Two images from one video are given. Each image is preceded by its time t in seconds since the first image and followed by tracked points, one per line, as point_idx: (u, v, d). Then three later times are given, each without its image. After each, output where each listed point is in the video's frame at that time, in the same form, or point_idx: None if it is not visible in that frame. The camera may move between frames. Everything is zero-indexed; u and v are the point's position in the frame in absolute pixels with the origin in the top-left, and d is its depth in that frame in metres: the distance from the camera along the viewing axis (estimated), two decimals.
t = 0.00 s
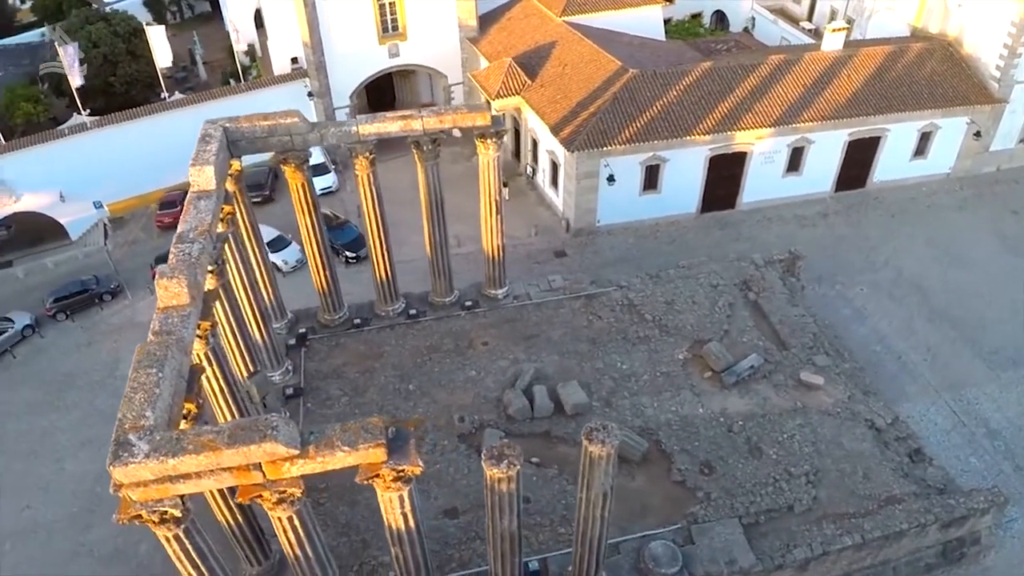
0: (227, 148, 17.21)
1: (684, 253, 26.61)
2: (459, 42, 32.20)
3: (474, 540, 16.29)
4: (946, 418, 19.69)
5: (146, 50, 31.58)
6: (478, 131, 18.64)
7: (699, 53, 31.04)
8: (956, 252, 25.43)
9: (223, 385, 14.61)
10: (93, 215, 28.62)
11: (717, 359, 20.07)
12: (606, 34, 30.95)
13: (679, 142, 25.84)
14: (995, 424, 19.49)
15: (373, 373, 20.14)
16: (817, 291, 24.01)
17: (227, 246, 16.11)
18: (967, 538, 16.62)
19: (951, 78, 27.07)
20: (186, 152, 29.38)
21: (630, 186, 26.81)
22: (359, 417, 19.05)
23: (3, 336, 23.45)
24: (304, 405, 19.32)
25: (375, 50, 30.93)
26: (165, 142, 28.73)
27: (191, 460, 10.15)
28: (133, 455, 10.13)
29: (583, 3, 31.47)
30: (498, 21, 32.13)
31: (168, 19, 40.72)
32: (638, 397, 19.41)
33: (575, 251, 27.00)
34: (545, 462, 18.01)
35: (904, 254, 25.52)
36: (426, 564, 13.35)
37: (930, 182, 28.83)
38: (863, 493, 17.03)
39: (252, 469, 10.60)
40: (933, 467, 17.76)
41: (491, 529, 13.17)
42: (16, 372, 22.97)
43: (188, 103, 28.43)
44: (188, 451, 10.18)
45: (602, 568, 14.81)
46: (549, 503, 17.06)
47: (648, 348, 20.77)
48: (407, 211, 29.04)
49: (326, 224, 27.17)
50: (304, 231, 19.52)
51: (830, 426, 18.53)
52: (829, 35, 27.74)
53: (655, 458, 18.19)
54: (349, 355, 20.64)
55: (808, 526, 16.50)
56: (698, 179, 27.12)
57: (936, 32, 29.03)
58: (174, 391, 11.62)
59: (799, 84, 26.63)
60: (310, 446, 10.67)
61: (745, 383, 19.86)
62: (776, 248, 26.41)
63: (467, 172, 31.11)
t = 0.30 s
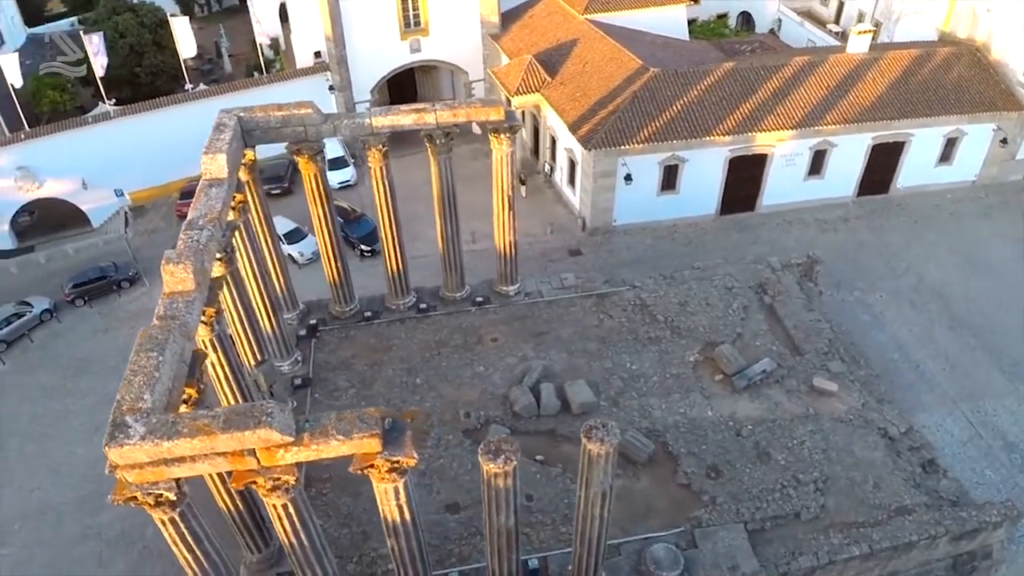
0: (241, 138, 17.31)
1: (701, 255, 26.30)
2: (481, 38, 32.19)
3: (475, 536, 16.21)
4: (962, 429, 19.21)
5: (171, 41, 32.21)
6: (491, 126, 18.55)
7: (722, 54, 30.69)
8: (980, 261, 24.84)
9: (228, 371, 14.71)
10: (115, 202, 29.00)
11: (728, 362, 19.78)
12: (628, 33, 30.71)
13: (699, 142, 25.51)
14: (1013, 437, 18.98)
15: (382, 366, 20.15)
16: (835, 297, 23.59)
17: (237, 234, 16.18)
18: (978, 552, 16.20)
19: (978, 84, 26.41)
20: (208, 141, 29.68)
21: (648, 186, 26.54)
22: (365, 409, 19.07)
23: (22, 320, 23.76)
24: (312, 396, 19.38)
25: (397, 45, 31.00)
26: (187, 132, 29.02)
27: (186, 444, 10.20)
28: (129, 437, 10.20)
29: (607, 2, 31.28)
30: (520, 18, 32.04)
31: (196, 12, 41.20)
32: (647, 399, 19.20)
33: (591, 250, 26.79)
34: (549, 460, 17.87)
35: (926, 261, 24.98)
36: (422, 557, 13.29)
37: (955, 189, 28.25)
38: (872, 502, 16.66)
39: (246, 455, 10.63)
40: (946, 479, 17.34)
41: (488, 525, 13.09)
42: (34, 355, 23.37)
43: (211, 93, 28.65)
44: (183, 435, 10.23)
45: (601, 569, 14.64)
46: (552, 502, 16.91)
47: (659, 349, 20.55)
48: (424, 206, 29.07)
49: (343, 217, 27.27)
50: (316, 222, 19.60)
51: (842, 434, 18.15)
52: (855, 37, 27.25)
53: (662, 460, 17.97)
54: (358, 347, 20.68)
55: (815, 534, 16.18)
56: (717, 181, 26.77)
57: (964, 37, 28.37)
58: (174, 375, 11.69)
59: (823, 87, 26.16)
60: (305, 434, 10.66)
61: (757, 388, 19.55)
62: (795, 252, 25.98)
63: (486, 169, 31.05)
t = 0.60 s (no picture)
0: (257, 127, 17.38)
1: (719, 257, 25.98)
2: (504, 36, 32.16)
3: (476, 532, 16.12)
4: (980, 443, 18.72)
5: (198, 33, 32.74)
6: (506, 122, 18.47)
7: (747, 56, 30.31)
8: (1005, 273, 24.23)
9: (234, 357, 14.81)
10: (137, 190, 29.37)
11: (740, 366, 19.50)
12: (652, 33, 30.44)
13: (719, 144, 25.16)
14: None
15: (392, 359, 20.14)
16: (854, 304, 23.14)
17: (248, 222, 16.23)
18: (990, 569, 15.78)
19: (1008, 91, 25.77)
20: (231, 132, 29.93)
21: (667, 187, 26.24)
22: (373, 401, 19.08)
23: (42, 303, 24.09)
24: (321, 386, 19.44)
25: (420, 40, 31.04)
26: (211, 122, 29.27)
27: (183, 427, 10.24)
28: (128, 418, 10.26)
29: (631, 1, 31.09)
30: (544, 16, 31.91)
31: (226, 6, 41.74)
32: (656, 401, 18.98)
33: (607, 250, 26.57)
34: (554, 459, 17.71)
35: (950, 271, 24.42)
36: (420, 550, 13.25)
37: (981, 199, 27.66)
38: (883, 514, 16.28)
39: (243, 440, 10.64)
40: (961, 493, 16.90)
41: (486, 521, 13.01)
42: (53, 338, 23.73)
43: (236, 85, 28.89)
44: (180, 417, 10.26)
45: (601, 569, 14.47)
46: (554, 500, 16.76)
47: (670, 351, 20.32)
48: (442, 202, 29.08)
49: (361, 210, 27.35)
50: (330, 213, 19.66)
51: (855, 443, 17.77)
52: (882, 42, 26.78)
53: (669, 463, 17.73)
54: (369, 339, 20.71)
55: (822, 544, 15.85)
56: (737, 184, 26.42)
57: (993, 44, 27.71)
58: (176, 358, 11.75)
59: (848, 91, 25.68)
60: (302, 422, 10.65)
61: (769, 394, 19.24)
62: (816, 258, 25.54)
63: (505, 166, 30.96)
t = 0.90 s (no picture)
0: (280, 113, 17.44)
1: (742, 266, 25.54)
2: (537, 34, 32.03)
3: (476, 529, 16.01)
4: (1001, 469, 18.11)
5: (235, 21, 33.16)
6: (529, 118, 18.34)
7: (782, 63, 29.79)
8: None
9: (244, 339, 14.91)
10: (167, 173, 29.80)
11: (756, 377, 19.12)
12: (686, 35, 30.06)
13: (749, 150, 24.71)
14: None
15: (404, 350, 20.13)
16: (879, 320, 22.58)
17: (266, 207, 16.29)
18: None
19: None
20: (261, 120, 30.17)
21: (693, 192, 25.87)
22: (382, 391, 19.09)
23: (69, 279, 24.59)
24: (332, 373, 19.50)
25: (452, 36, 31.04)
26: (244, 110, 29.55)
27: (182, 403, 10.28)
28: (128, 391, 10.33)
29: (667, 3, 30.81)
30: (578, 15, 31.71)
31: None
32: (667, 407, 18.70)
33: (629, 253, 26.28)
34: (560, 460, 17.54)
35: (981, 291, 23.71)
36: (415, 542, 13.18)
37: (1018, 220, 26.87)
38: (894, 536, 15.82)
39: (241, 420, 10.67)
40: (977, 519, 16.35)
41: (483, 517, 12.89)
42: (77, 313, 24.18)
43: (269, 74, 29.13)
44: (179, 394, 10.31)
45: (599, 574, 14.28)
46: (557, 502, 16.58)
47: (685, 357, 20.02)
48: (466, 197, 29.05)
49: (385, 202, 27.44)
50: (350, 202, 19.70)
51: (870, 462, 17.29)
52: (921, 53, 26.15)
53: (676, 471, 17.44)
54: (383, 330, 20.72)
55: (829, 564, 15.44)
56: (765, 192, 25.96)
57: None
58: (182, 337, 11.81)
59: (884, 102, 25.08)
60: (300, 405, 10.64)
61: (784, 406, 18.83)
62: (842, 271, 24.98)
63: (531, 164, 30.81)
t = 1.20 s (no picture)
0: (295, 105, 17.43)
1: (759, 269, 25.19)
2: (558, 32, 31.87)
3: (479, 526, 15.92)
4: (1018, 483, 17.68)
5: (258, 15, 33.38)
6: (544, 114, 18.19)
7: (805, 64, 29.37)
8: None
9: (251, 328, 14.95)
10: (187, 164, 30.05)
11: (769, 382, 18.83)
12: (708, 35, 29.71)
13: (769, 152, 24.33)
14: None
15: (413, 346, 20.09)
16: (897, 327, 22.15)
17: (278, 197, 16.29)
18: None
19: None
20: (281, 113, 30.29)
21: (710, 193, 25.56)
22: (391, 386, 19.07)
23: (87, 266, 24.90)
24: (341, 366, 19.52)
25: (473, 32, 30.98)
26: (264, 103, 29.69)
27: (182, 390, 10.29)
28: (130, 377, 10.37)
29: (690, 2, 30.50)
30: (600, 13, 31.48)
31: None
32: (677, 409, 18.47)
33: (645, 254, 26.03)
34: (566, 459, 17.40)
35: (1004, 300, 23.18)
36: (415, 538, 13.11)
37: None
38: (905, 548, 15.48)
39: (241, 409, 10.67)
40: (991, 533, 15.96)
41: (484, 514, 12.78)
42: (93, 300, 24.46)
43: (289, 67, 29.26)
44: (180, 380, 10.32)
45: None
46: (562, 502, 16.42)
47: (697, 360, 19.77)
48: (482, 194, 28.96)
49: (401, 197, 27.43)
50: (364, 195, 19.69)
51: (883, 471, 16.95)
52: (947, 57, 25.64)
53: (684, 474, 17.22)
54: (393, 325, 20.70)
55: (837, 573, 15.14)
56: (784, 195, 25.59)
57: None
58: (187, 324, 11.84)
59: (908, 105, 24.60)
60: (300, 396, 10.61)
61: (796, 412, 18.52)
62: (861, 277, 24.54)
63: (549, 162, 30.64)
